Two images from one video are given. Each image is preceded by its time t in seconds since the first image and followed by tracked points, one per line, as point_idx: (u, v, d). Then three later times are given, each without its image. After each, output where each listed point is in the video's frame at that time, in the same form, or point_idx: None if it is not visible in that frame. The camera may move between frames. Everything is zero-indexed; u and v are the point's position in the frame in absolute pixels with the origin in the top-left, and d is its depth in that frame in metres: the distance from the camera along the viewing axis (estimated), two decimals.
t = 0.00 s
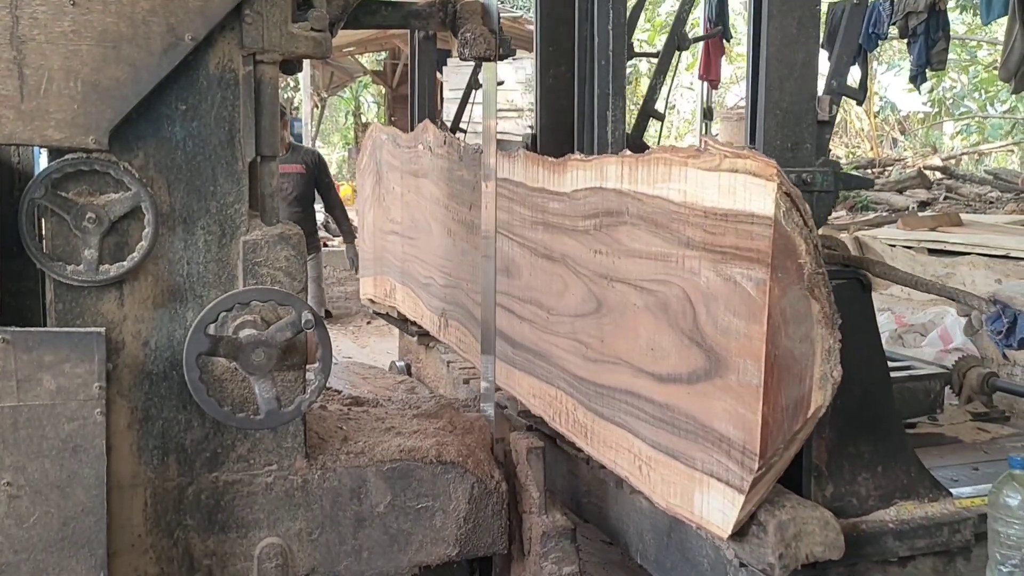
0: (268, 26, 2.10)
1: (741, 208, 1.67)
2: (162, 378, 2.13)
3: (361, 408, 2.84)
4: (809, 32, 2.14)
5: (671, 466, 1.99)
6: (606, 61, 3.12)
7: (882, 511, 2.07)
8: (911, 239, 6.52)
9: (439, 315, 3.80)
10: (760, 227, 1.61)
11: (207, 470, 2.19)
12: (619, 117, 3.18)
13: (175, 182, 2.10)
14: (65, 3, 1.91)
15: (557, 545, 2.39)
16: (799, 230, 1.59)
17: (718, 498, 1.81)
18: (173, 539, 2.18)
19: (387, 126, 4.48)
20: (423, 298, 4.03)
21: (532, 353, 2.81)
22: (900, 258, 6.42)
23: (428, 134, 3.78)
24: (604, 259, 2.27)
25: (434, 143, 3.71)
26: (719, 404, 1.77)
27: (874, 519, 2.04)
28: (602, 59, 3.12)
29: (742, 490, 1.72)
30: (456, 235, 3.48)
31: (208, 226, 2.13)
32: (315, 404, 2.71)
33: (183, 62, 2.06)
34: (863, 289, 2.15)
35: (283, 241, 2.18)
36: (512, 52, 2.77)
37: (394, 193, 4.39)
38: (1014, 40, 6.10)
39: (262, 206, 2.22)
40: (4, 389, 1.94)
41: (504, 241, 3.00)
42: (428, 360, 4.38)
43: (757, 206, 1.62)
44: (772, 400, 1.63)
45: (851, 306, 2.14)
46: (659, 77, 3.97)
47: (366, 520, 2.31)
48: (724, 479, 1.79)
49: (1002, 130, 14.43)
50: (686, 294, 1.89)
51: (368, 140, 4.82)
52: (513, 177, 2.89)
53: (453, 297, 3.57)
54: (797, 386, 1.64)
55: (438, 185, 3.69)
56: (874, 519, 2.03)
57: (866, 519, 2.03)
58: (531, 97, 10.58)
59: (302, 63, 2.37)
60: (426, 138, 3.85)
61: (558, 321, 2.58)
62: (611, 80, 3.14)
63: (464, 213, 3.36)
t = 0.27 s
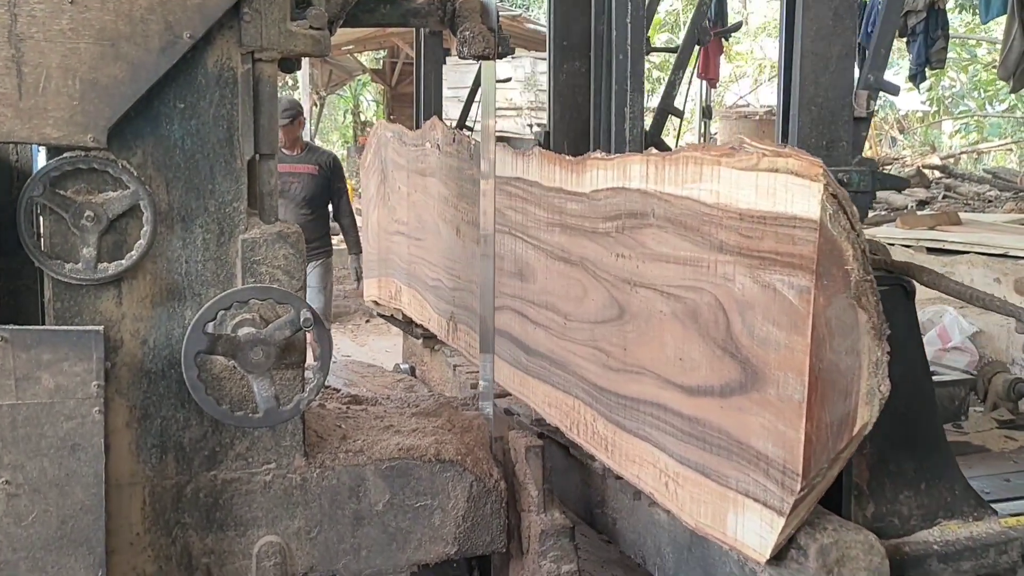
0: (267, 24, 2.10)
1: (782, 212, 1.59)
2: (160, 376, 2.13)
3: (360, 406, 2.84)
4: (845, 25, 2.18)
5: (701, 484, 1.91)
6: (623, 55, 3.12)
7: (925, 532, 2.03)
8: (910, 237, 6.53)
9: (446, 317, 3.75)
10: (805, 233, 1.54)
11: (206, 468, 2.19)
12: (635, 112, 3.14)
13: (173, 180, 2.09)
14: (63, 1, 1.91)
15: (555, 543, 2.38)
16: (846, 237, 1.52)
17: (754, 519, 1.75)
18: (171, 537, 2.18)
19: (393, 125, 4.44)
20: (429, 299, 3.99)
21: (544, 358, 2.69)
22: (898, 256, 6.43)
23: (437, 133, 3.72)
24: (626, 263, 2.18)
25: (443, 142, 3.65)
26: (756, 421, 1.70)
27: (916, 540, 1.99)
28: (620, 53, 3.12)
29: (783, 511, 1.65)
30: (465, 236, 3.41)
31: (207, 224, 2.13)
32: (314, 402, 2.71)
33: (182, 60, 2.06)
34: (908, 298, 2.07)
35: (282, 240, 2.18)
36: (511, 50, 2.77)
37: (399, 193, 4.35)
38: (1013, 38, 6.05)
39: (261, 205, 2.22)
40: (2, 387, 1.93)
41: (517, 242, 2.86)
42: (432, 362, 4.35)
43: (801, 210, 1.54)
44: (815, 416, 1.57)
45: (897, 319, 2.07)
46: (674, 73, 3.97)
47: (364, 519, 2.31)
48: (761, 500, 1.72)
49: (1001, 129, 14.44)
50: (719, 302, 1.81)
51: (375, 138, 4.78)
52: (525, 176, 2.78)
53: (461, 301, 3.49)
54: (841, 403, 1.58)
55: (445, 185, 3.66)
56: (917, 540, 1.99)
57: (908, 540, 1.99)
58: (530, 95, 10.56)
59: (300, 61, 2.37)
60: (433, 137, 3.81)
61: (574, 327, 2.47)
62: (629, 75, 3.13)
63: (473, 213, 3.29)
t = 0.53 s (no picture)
0: (266, 22, 2.10)
1: (827, 215, 1.48)
2: (159, 374, 2.12)
3: (359, 404, 2.84)
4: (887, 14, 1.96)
5: (735, 503, 1.79)
6: (643, 50, 3.19)
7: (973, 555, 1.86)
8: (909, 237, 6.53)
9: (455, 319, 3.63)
10: (855, 237, 1.42)
11: (204, 467, 2.19)
12: (655, 108, 3.24)
13: (172, 179, 2.09)
14: None
15: (554, 542, 2.38)
16: (900, 243, 1.40)
17: (795, 544, 1.62)
18: (170, 536, 2.18)
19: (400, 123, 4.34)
20: (436, 302, 3.88)
21: (560, 366, 2.56)
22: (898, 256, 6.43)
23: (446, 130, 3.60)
24: (651, 268, 2.04)
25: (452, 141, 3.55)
26: (798, 439, 1.58)
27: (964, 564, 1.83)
28: (639, 48, 3.19)
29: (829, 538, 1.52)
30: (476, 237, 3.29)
31: (205, 222, 2.13)
32: (313, 401, 2.71)
33: (180, 58, 2.05)
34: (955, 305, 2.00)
35: (281, 238, 2.18)
36: (510, 48, 2.77)
37: (405, 192, 4.27)
38: (1011, 38, 5.98)
39: (260, 203, 2.22)
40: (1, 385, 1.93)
41: (531, 245, 2.73)
42: (439, 366, 4.27)
43: (849, 214, 1.43)
44: (865, 435, 1.44)
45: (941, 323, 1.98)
46: (694, 67, 4.02)
47: (363, 518, 2.31)
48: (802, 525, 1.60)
49: (1000, 129, 14.44)
50: (755, 310, 1.68)
51: (380, 135, 4.67)
52: (541, 175, 2.64)
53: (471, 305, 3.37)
54: (892, 421, 1.45)
55: (453, 184, 3.56)
56: (964, 563, 1.82)
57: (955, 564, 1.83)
58: (529, 94, 10.52)
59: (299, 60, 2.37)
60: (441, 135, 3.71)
61: (594, 333, 2.34)
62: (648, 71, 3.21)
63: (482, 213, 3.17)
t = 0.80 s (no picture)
0: (265, 21, 2.10)
1: (882, 219, 1.32)
2: (158, 373, 2.13)
3: (357, 403, 2.84)
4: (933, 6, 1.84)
5: (773, 525, 1.64)
6: (664, 44, 3.31)
7: None
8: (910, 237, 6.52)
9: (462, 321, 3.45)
10: (915, 243, 1.27)
11: (203, 465, 2.20)
12: (675, 105, 3.34)
13: (171, 177, 2.09)
14: None
15: (553, 541, 2.38)
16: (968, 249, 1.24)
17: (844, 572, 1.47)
18: (169, 534, 2.18)
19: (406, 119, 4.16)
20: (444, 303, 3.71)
21: (579, 375, 2.40)
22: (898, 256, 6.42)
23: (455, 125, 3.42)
24: (678, 273, 1.88)
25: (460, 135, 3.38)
26: (847, 461, 1.43)
27: None
28: (661, 42, 3.30)
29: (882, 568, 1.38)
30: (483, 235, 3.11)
31: (204, 221, 2.13)
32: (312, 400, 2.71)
33: (179, 56, 2.05)
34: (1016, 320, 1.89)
35: (280, 237, 2.18)
36: (509, 47, 2.77)
37: (411, 190, 4.11)
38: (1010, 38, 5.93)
39: (260, 201, 2.22)
40: None
41: (547, 247, 2.57)
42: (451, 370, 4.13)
43: (908, 217, 1.28)
44: (924, 459, 1.29)
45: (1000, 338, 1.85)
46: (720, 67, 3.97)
47: (363, 516, 2.31)
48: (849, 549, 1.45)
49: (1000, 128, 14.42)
50: (798, 320, 1.53)
51: (385, 131, 4.50)
52: (556, 174, 2.47)
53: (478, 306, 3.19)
54: (953, 442, 1.29)
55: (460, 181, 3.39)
56: None
57: None
58: (529, 93, 10.61)
59: (298, 58, 2.37)
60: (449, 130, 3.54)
61: (615, 342, 2.18)
62: (671, 65, 3.31)
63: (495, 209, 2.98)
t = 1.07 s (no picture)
0: (264, 19, 2.10)
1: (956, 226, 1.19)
2: (157, 371, 2.13)
3: (357, 402, 2.84)
4: None
5: (815, 553, 1.50)
6: (688, 38, 2.86)
7: None
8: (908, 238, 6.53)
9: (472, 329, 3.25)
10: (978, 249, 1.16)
11: (203, 464, 2.20)
12: (701, 103, 2.91)
13: (170, 176, 2.09)
14: None
15: (553, 539, 2.37)
16: None
17: None
18: (168, 532, 2.18)
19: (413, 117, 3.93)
20: (454, 309, 3.48)
21: (600, 386, 2.25)
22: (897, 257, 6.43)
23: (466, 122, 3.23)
24: (711, 280, 1.73)
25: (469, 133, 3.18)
26: (904, 486, 1.29)
27: None
28: (685, 36, 2.86)
29: None
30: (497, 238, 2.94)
31: (203, 220, 2.13)
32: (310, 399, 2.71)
33: (178, 55, 2.05)
34: None
35: (280, 236, 2.18)
36: (509, 46, 2.77)
37: (417, 189, 3.91)
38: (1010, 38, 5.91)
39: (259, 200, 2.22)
40: None
41: (565, 251, 2.43)
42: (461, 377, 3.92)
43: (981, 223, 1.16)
44: (993, 485, 1.17)
45: None
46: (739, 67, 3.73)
47: (362, 515, 2.31)
48: None
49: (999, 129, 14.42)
50: (847, 332, 1.40)
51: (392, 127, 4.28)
52: (576, 174, 2.33)
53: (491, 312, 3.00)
54: None
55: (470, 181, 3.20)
56: None
57: None
58: (528, 92, 10.61)
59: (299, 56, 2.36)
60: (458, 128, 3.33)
61: (640, 352, 2.03)
62: (694, 60, 2.88)
63: (509, 211, 2.82)
